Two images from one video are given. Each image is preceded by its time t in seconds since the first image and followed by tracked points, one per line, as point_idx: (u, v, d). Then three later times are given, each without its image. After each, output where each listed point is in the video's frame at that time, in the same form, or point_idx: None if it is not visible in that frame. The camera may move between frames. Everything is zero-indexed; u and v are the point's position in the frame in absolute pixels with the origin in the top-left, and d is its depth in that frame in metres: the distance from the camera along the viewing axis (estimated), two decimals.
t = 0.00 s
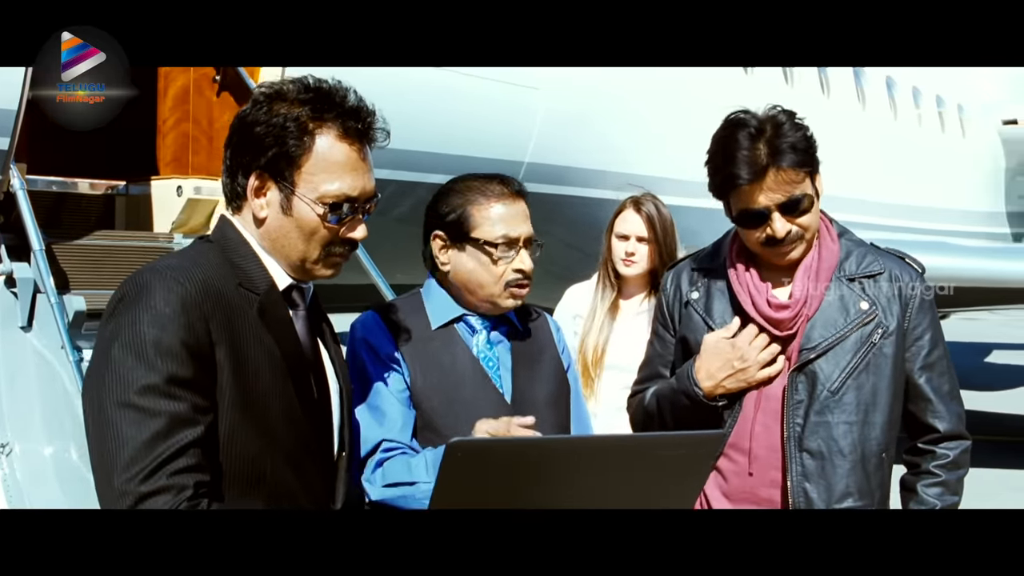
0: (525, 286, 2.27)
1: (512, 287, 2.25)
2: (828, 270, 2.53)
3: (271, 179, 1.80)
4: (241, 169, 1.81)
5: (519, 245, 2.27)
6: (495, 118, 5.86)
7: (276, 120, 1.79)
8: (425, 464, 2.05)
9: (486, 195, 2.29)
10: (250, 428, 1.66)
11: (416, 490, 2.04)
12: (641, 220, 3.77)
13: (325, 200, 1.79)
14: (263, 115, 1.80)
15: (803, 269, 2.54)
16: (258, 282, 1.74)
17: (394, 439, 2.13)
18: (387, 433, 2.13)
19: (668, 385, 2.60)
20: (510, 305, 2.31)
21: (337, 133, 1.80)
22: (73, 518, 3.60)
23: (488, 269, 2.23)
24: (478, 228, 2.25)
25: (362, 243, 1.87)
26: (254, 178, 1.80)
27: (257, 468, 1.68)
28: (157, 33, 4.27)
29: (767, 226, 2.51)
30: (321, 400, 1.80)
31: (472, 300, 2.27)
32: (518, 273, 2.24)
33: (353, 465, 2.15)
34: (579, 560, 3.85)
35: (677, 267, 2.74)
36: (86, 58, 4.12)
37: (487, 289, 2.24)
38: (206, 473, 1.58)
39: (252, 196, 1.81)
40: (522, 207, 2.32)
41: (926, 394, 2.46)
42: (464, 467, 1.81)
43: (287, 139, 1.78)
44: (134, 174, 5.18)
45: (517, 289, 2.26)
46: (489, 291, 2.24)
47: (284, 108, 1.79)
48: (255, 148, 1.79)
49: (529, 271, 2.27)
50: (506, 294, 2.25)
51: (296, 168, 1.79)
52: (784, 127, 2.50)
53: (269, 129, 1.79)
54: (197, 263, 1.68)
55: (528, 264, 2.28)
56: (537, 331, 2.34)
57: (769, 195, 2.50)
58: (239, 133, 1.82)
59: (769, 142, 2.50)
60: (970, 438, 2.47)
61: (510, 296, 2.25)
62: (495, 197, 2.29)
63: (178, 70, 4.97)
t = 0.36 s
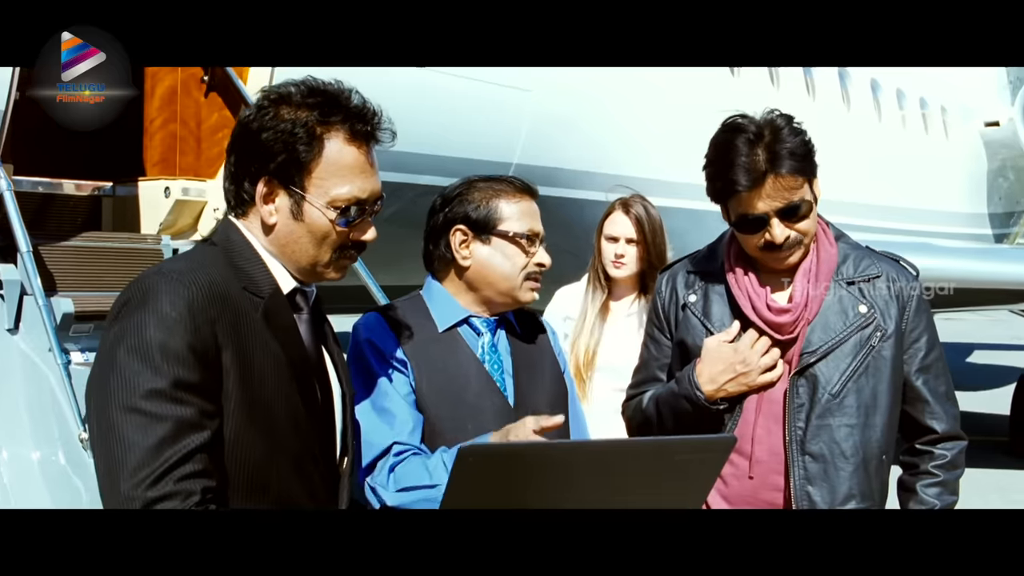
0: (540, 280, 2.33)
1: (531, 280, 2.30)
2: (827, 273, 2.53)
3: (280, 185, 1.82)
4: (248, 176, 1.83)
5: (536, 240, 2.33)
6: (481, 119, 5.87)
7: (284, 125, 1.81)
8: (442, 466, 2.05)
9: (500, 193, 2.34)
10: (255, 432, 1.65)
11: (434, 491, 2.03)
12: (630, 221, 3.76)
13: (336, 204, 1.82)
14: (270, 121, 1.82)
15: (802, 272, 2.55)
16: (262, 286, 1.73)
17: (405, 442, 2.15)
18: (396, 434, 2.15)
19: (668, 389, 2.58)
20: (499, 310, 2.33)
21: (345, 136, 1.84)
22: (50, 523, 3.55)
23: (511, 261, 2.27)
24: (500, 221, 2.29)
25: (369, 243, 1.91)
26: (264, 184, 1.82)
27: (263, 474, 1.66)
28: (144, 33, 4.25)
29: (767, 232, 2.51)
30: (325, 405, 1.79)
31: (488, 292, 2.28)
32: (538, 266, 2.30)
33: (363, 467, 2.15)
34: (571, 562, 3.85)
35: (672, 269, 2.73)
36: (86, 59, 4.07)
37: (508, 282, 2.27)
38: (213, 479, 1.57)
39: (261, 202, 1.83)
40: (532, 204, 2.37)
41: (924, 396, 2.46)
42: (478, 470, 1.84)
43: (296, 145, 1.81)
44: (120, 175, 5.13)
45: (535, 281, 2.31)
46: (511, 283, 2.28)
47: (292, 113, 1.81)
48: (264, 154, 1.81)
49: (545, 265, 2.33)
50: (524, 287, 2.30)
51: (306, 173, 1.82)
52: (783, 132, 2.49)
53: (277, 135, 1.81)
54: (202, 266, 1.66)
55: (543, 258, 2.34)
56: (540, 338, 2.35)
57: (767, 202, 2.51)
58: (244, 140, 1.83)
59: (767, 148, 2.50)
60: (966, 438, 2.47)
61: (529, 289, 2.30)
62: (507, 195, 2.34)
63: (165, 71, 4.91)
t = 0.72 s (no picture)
0: (543, 283, 2.34)
1: (534, 283, 2.31)
2: (821, 273, 2.53)
3: (280, 186, 1.81)
4: (248, 177, 1.82)
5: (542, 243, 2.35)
6: (468, 119, 5.83)
7: (283, 126, 1.80)
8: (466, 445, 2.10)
9: (508, 196, 2.35)
10: (256, 437, 1.63)
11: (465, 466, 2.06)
12: (618, 222, 3.74)
13: (336, 205, 1.82)
14: (269, 122, 1.81)
15: (796, 273, 2.55)
16: (261, 289, 1.71)
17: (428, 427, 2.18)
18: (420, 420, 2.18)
19: (662, 392, 2.55)
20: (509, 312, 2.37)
21: (345, 137, 1.83)
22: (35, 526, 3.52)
23: (518, 266, 2.29)
24: (508, 225, 2.31)
25: (368, 245, 1.91)
26: (264, 185, 1.81)
27: (263, 479, 1.65)
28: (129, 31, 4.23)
29: (735, 226, 2.52)
30: (324, 409, 1.78)
31: (496, 295, 2.31)
32: (543, 271, 2.31)
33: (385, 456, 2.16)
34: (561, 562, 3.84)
35: (666, 272, 2.72)
36: (86, 59, 4.41)
37: (515, 285, 2.29)
38: (213, 484, 1.55)
39: (261, 204, 1.82)
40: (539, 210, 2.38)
41: (918, 396, 2.46)
42: (483, 475, 1.84)
43: (297, 146, 1.80)
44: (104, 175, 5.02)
45: (539, 285, 2.32)
46: (517, 286, 2.29)
47: (292, 113, 1.80)
48: (264, 155, 1.81)
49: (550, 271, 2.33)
50: (530, 290, 2.32)
51: (307, 174, 1.81)
52: (771, 130, 2.50)
53: (277, 136, 1.80)
54: (202, 269, 1.65)
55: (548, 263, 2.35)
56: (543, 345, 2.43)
57: (739, 195, 2.53)
58: (243, 141, 1.82)
59: (753, 143, 2.51)
60: (961, 438, 2.46)
61: (534, 293, 2.32)
62: (517, 198, 2.35)
63: (150, 71, 4.84)
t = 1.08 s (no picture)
0: (540, 288, 2.36)
1: (532, 286, 2.33)
2: (813, 273, 2.52)
3: (278, 185, 1.80)
4: (245, 177, 1.81)
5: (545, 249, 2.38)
6: (460, 119, 5.80)
7: (280, 125, 1.79)
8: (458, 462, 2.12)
9: (518, 199, 2.39)
10: (255, 441, 1.63)
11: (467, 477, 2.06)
12: (610, 222, 3.73)
13: (335, 203, 1.81)
14: (266, 121, 1.80)
15: (788, 273, 2.54)
16: (259, 290, 1.70)
17: (428, 438, 2.17)
18: (421, 430, 2.18)
19: (654, 390, 2.57)
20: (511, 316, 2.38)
21: (343, 135, 1.83)
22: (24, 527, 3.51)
23: (518, 265, 2.31)
24: (514, 226, 2.34)
25: (366, 244, 1.90)
26: (261, 184, 1.80)
27: (263, 482, 1.64)
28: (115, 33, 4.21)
29: (714, 216, 2.55)
30: (322, 411, 1.77)
31: (491, 294, 2.33)
32: (542, 274, 2.33)
33: (381, 465, 2.15)
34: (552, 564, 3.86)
35: (663, 272, 2.73)
36: (86, 59, 4.40)
37: (511, 285, 2.31)
38: (213, 488, 1.55)
39: (259, 203, 1.81)
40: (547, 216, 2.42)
41: (911, 398, 2.45)
42: (484, 476, 1.85)
43: (295, 145, 1.80)
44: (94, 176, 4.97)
45: (536, 288, 2.34)
46: (513, 287, 2.32)
47: (289, 112, 1.80)
48: (261, 155, 1.80)
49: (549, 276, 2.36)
50: (526, 294, 2.34)
51: (305, 173, 1.81)
52: (766, 128, 2.52)
53: (274, 135, 1.79)
54: (199, 270, 1.64)
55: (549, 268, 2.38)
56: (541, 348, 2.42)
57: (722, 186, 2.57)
58: (241, 140, 1.81)
59: (744, 138, 2.54)
60: (956, 441, 2.46)
61: (530, 296, 2.34)
62: (526, 202, 2.39)
63: (139, 70, 4.82)
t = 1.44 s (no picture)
0: (543, 288, 2.35)
1: (536, 286, 2.33)
2: (809, 273, 2.51)
3: (294, 188, 1.82)
4: (257, 182, 1.80)
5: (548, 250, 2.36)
6: (461, 122, 5.90)
7: (293, 127, 1.80)
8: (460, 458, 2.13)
9: (520, 199, 2.36)
10: (255, 445, 1.62)
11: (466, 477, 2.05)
12: (601, 223, 3.73)
13: (351, 199, 1.86)
14: (276, 124, 1.79)
15: (784, 273, 2.54)
16: (258, 292, 1.70)
17: (429, 437, 2.17)
18: (421, 429, 2.17)
19: (651, 392, 2.58)
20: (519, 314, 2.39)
21: (353, 131, 1.87)
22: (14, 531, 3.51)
23: (522, 267, 2.29)
24: (516, 228, 2.32)
25: (372, 232, 1.97)
26: (276, 187, 1.81)
27: (264, 486, 1.63)
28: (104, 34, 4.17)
29: (717, 224, 2.55)
30: (322, 412, 1.76)
31: (495, 297, 2.32)
32: (546, 275, 2.32)
33: (381, 463, 2.13)
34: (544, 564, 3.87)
35: (658, 274, 2.73)
36: (86, 58, 4.22)
37: (515, 286, 2.30)
38: (213, 493, 1.54)
39: (274, 207, 1.82)
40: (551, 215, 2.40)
41: (906, 398, 2.45)
42: (484, 477, 1.84)
43: (310, 146, 1.81)
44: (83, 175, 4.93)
45: (539, 289, 2.34)
46: (517, 290, 2.30)
47: (299, 113, 1.81)
48: (274, 158, 1.80)
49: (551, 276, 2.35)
50: (529, 295, 2.33)
51: (322, 173, 1.82)
52: (756, 127, 2.52)
53: (288, 138, 1.80)
54: (197, 272, 1.63)
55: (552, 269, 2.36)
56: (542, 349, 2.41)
57: (720, 191, 2.57)
58: (249, 148, 1.80)
59: (736, 139, 2.54)
60: (950, 441, 2.46)
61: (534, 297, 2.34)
62: (529, 202, 2.37)
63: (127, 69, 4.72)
